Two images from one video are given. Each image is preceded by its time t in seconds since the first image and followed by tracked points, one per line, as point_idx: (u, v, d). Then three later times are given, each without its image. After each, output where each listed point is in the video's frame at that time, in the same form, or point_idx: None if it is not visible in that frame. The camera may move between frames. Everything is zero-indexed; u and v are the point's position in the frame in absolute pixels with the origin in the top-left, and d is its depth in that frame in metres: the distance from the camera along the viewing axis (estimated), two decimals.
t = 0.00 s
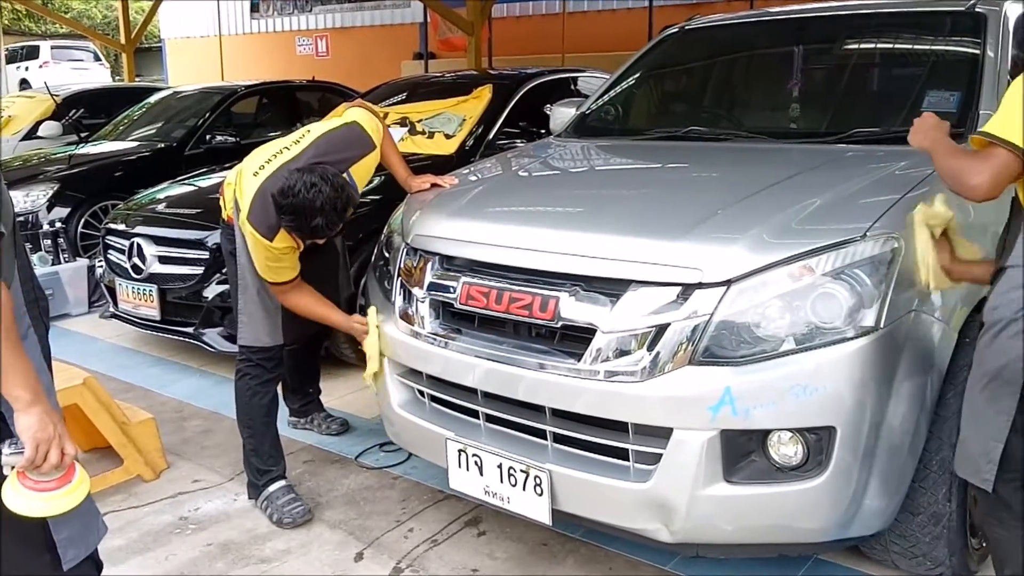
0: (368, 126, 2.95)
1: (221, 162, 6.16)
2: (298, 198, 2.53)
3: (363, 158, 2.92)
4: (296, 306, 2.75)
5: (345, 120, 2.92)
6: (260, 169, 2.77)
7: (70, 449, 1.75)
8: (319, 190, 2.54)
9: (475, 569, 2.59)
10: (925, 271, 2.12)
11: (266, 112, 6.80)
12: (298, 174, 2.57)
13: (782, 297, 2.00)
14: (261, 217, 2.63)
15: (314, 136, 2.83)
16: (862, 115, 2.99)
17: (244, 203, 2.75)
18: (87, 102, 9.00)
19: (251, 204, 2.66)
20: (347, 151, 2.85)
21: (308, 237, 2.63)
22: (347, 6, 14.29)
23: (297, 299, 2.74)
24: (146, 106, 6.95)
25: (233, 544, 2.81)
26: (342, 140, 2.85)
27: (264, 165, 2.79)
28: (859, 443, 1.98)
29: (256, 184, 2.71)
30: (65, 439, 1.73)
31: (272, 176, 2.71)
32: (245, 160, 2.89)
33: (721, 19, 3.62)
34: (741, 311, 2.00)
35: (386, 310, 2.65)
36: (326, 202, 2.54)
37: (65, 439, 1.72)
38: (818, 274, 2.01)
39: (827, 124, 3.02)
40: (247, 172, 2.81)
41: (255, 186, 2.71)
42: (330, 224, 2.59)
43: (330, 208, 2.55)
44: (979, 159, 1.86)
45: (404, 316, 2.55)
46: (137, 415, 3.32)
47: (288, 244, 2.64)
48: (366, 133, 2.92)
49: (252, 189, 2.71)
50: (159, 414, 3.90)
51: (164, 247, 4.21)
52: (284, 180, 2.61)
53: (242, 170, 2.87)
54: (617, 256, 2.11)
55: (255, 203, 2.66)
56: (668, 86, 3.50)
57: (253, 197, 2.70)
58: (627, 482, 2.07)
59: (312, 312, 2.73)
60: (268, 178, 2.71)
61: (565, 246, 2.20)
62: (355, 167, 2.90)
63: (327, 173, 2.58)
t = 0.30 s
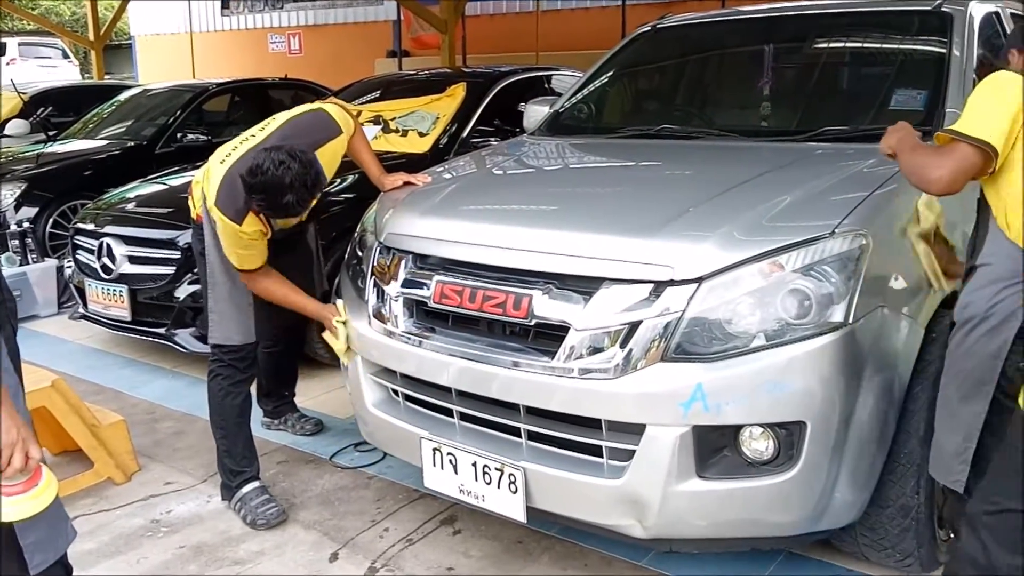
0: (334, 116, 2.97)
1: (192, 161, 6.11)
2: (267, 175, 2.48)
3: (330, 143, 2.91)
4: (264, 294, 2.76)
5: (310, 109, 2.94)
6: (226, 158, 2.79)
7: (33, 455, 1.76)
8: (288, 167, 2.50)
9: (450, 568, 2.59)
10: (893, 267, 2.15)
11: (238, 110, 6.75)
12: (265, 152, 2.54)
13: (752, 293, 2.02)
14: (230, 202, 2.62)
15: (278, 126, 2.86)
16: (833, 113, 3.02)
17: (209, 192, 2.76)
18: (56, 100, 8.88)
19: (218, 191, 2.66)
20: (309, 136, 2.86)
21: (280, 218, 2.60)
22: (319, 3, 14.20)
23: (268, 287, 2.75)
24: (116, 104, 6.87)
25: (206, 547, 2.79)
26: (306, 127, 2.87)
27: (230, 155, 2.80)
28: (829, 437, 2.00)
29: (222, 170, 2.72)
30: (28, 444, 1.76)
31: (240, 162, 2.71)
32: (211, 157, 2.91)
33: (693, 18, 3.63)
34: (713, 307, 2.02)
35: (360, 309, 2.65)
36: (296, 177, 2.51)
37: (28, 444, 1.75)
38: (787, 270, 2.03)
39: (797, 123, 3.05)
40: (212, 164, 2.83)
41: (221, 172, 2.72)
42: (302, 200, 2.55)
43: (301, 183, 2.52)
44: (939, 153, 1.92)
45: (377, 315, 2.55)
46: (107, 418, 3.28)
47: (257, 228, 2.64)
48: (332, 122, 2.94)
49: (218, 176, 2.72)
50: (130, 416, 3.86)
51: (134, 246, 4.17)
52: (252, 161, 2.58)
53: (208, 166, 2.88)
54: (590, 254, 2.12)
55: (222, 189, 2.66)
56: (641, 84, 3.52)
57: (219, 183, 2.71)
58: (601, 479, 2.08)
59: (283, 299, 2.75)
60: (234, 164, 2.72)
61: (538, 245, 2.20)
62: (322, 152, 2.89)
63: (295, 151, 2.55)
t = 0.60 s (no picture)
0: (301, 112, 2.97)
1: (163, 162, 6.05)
2: (225, 167, 2.51)
3: (295, 137, 2.90)
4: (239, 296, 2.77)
5: (276, 104, 2.95)
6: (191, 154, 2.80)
7: None
8: (246, 158, 2.53)
9: (426, 569, 2.59)
10: (860, 265, 2.17)
11: (210, 110, 6.69)
12: (223, 146, 2.56)
13: (722, 292, 2.04)
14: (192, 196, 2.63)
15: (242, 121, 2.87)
16: (802, 112, 3.05)
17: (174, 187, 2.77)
18: (24, 100, 8.77)
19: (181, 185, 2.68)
20: (273, 128, 2.85)
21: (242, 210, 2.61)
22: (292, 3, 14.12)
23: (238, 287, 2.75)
24: (85, 104, 6.79)
25: (179, 552, 2.76)
26: (270, 121, 2.87)
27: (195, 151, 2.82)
28: (799, 433, 2.03)
29: (186, 165, 2.74)
30: None
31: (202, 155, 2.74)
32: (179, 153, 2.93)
33: (666, 18, 3.65)
34: (684, 305, 2.03)
35: (333, 310, 2.64)
36: (254, 168, 2.53)
37: None
38: (756, 269, 2.05)
39: (768, 122, 3.08)
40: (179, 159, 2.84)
41: (185, 167, 2.74)
42: (263, 191, 2.56)
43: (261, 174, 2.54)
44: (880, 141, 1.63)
45: (350, 317, 2.54)
46: (77, 423, 3.24)
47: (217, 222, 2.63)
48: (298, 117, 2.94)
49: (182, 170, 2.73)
50: (101, 421, 3.82)
51: (103, 249, 4.12)
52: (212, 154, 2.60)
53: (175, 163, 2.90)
54: (562, 254, 2.12)
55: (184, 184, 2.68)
56: (614, 84, 3.53)
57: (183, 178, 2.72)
58: (575, 478, 2.09)
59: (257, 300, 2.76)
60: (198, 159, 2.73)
61: (511, 245, 2.20)
62: (287, 146, 2.88)
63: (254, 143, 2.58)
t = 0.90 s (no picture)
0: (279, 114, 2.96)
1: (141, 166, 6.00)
2: (188, 161, 2.49)
3: (269, 135, 2.88)
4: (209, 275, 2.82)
5: (252, 104, 2.95)
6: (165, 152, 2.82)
7: None
8: (209, 152, 2.52)
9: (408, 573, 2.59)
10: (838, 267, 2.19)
11: (189, 114, 6.65)
12: (190, 141, 2.56)
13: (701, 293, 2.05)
14: (160, 189, 2.64)
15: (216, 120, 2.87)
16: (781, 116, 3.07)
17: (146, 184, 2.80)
18: None
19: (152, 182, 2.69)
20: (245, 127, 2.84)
21: (207, 204, 2.60)
22: (271, 6, 14.06)
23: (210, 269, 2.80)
24: (62, 108, 6.72)
25: (159, 560, 2.74)
26: (245, 120, 2.86)
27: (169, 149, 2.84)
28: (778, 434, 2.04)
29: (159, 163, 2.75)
30: None
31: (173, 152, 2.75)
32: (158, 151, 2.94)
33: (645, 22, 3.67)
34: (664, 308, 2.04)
35: (313, 313, 2.64)
36: (217, 163, 2.51)
37: None
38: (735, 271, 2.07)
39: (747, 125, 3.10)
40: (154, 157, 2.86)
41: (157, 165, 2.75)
42: (224, 186, 2.55)
43: (223, 168, 2.53)
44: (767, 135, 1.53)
45: (330, 321, 2.54)
46: (55, 430, 3.21)
47: (187, 215, 2.64)
48: (273, 116, 2.92)
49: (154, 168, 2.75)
50: (79, 427, 3.78)
51: (81, 254, 4.09)
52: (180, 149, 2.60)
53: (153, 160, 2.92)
54: (543, 258, 2.13)
55: (154, 179, 2.69)
56: (595, 87, 3.54)
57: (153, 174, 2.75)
58: (557, 480, 2.09)
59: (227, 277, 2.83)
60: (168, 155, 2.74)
61: (492, 248, 2.20)
62: (260, 143, 2.86)
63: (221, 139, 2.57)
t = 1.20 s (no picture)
0: (269, 122, 2.96)
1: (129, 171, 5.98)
2: (175, 170, 2.49)
3: (259, 143, 2.88)
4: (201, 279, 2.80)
5: (243, 113, 2.95)
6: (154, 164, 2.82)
7: None
8: (197, 162, 2.52)
9: None
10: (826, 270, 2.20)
11: (177, 118, 6.63)
12: (176, 151, 2.57)
13: (689, 296, 2.05)
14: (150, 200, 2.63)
15: (205, 130, 2.87)
16: (769, 118, 3.09)
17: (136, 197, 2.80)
18: None
19: (143, 194, 2.69)
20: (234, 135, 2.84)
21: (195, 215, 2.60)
22: (260, 10, 14.04)
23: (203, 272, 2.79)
24: (51, 113, 6.69)
25: (147, 565, 2.73)
26: (236, 129, 2.87)
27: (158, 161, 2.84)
28: (766, 436, 2.05)
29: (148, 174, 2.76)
30: None
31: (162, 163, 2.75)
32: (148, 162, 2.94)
33: (633, 26, 3.68)
34: (653, 310, 2.04)
35: (301, 317, 2.64)
36: (204, 173, 2.51)
37: None
38: (723, 273, 2.07)
39: (736, 128, 3.11)
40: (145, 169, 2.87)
41: (146, 176, 2.75)
42: (211, 196, 2.55)
43: (210, 178, 2.53)
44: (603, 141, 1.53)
45: (319, 325, 2.53)
46: (42, 435, 3.19)
47: (177, 224, 2.61)
48: (263, 124, 2.92)
49: (144, 178, 2.75)
50: (67, 433, 3.76)
51: (69, 259, 4.07)
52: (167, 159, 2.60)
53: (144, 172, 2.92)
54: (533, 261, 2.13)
55: (144, 191, 2.69)
56: (584, 90, 3.54)
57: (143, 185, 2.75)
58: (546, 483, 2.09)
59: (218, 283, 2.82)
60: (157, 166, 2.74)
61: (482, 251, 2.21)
62: (248, 151, 2.86)
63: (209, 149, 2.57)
